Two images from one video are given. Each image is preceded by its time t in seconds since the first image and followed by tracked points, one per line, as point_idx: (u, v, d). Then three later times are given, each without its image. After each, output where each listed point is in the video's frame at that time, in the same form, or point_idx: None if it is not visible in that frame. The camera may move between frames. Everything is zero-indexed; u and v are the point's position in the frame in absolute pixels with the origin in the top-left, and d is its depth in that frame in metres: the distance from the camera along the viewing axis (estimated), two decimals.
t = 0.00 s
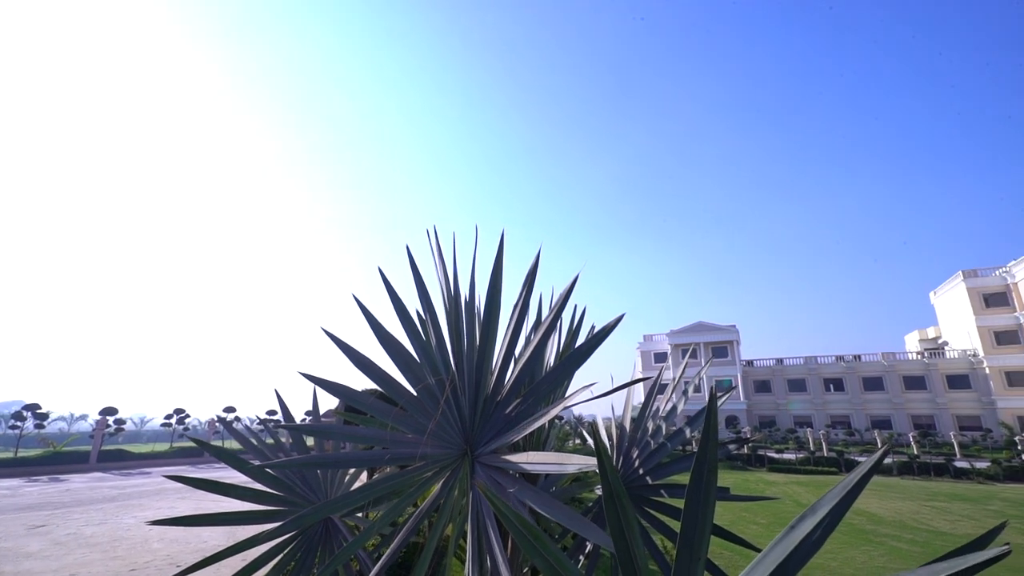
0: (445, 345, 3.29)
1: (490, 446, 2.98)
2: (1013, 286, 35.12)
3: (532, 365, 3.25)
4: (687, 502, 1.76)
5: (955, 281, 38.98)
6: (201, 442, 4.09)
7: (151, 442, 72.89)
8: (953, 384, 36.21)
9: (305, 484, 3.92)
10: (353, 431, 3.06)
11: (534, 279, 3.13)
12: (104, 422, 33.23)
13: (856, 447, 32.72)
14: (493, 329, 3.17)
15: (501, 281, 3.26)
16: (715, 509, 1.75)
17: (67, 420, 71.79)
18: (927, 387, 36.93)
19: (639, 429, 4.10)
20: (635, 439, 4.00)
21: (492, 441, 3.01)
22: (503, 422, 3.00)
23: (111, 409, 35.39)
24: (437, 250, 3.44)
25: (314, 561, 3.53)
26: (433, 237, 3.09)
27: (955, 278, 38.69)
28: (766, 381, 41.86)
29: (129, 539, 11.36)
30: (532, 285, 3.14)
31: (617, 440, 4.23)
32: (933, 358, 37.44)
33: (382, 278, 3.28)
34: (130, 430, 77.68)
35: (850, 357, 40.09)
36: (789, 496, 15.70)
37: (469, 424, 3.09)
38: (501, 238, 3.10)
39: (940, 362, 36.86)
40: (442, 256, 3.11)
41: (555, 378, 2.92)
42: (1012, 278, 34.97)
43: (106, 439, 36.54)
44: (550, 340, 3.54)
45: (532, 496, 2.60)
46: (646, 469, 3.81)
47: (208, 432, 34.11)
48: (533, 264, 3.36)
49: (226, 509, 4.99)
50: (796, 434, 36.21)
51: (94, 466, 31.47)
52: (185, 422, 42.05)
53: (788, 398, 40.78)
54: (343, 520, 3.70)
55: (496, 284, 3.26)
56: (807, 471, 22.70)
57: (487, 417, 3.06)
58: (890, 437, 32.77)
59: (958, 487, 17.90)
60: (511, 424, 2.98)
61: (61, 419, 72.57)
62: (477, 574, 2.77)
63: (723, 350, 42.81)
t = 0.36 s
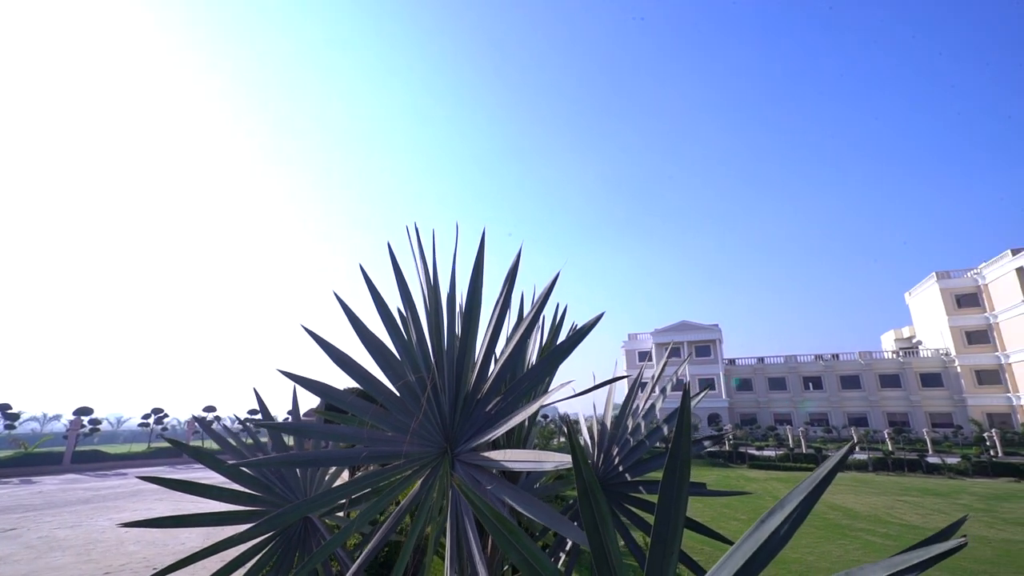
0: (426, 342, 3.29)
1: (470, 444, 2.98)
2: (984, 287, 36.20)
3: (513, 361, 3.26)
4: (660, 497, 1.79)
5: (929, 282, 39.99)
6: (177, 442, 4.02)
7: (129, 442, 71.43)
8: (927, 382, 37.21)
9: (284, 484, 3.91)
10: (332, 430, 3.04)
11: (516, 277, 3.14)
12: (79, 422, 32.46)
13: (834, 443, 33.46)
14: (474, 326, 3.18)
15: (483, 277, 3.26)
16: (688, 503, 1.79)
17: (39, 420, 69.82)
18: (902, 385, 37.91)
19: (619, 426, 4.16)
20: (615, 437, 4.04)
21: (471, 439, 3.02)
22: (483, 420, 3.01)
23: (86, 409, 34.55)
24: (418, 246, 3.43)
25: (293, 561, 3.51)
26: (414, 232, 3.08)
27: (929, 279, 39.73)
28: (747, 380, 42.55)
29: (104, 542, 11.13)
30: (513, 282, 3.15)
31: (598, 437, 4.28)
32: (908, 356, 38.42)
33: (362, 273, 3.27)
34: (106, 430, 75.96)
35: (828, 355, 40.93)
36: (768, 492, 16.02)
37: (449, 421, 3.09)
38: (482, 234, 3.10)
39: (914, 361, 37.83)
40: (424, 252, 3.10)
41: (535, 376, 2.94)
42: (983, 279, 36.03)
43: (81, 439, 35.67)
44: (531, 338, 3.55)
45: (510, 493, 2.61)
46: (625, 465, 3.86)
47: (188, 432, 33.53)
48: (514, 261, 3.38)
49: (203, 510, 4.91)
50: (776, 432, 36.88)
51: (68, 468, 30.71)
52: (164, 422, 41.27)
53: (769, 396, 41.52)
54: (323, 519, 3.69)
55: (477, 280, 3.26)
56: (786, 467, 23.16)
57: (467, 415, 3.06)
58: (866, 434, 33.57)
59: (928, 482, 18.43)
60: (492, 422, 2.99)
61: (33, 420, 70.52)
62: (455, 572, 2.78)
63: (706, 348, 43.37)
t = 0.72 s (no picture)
0: (408, 339, 3.28)
1: (449, 442, 2.99)
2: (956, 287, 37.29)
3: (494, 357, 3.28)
4: (633, 493, 1.82)
5: (904, 282, 40.99)
6: (151, 442, 3.95)
7: (104, 442, 69.79)
8: (901, 379, 38.19)
9: (262, 484, 3.87)
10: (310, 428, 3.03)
11: (496, 274, 3.15)
12: (52, 421, 31.62)
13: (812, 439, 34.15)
14: (455, 322, 3.20)
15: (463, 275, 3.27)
16: (660, 498, 1.82)
17: (9, 419, 67.80)
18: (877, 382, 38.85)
19: (601, 423, 4.20)
20: (596, 433, 4.07)
21: (451, 436, 3.02)
22: (463, 418, 3.02)
23: (58, 408, 33.62)
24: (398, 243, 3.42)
25: (270, 561, 3.48)
26: (395, 230, 3.06)
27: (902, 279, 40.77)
28: (729, 377, 43.18)
29: (77, 544, 10.87)
30: (494, 280, 3.16)
31: (579, 433, 4.32)
32: (883, 354, 39.36)
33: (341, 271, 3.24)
34: (80, 430, 74.16)
35: (807, 353, 41.72)
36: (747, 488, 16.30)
37: (429, 420, 3.08)
38: (463, 232, 3.10)
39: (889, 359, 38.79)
40: (404, 249, 3.08)
41: (515, 374, 2.95)
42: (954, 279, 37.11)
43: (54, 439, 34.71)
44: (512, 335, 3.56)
45: (489, 490, 2.63)
46: (606, 462, 3.89)
47: (166, 431, 32.85)
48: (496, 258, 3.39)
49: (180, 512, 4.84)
50: (756, 428, 37.51)
51: (39, 469, 29.89)
52: (142, 421, 40.45)
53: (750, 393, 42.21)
54: (301, 519, 3.66)
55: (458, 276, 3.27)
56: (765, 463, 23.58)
57: (447, 413, 3.07)
58: (843, 430, 34.35)
59: (901, 476, 18.95)
60: (472, 419, 3.00)
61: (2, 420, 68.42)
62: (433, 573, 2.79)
63: (689, 346, 43.90)
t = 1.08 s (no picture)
0: (386, 334, 3.27)
1: (426, 438, 2.99)
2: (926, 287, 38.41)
3: (473, 352, 3.28)
4: (606, 488, 1.86)
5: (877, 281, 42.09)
6: (121, 440, 3.86)
7: (76, 442, 67.94)
8: (873, 376, 39.29)
9: (237, 481, 3.83)
10: (286, 424, 3.00)
11: (475, 270, 3.15)
12: (19, 420, 30.65)
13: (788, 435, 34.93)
14: (433, 318, 3.19)
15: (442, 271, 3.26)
16: (631, 492, 1.87)
17: None
18: (851, 379, 39.89)
19: (580, 420, 4.22)
20: (576, 429, 4.09)
21: (428, 433, 3.02)
22: (442, 414, 3.02)
23: (26, 406, 32.63)
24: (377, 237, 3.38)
25: (244, 560, 3.43)
26: (373, 227, 3.04)
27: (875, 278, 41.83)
28: (709, 374, 43.87)
29: (45, 546, 10.56)
30: (472, 276, 3.17)
31: (558, 429, 4.34)
32: (857, 352, 40.40)
33: (320, 265, 3.21)
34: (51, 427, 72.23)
35: (784, 350, 42.60)
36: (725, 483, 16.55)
37: (407, 416, 3.07)
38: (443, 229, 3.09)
39: (863, 356, 39.85)
40: (383, 244, 3.06)
41: (493, 371, 2.97)
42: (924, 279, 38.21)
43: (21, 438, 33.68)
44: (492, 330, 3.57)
45: (466, 486, 2.64)
46: (584, 458, 3.91)
47: (139, 430, 32.06)
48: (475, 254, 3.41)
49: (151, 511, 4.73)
50: (735, 424, 38.20)
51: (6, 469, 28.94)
52: (114, 419, 39.49)
53: (729, 390, 42.95)
54: (277, 517, 3.63)
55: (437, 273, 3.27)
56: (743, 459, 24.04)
57: (425, 410, 3.05)
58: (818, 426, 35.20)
59: (871, 470, 19.54)
60: (449, 416, 3.01)
61: None
62: (409, 570, 2.78)
63: (670, 344, 44.43)
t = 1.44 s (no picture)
0: (360, 332, 3.24)
1: (400, 437, 2.98)
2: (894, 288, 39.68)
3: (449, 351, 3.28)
4: (575, 486, 1.88)
5: (848, 282, 43.24)
6: (86, 440, 3.75)
7: (39, 442, 65.54)
8: (844, 374, 40.42)
9: (207, 482, 3.77)
10: (259, 423, 2.95)
11: (452, 269, 3.15)
12: None
13: (763, 433, 35.68)
14: (409, 316, 3.19)
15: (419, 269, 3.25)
16: (601, 490, 1.89)
17: None
18: (823, 377, 40.97)
19: (557, 418, 4.25)
20: (552, 428, 4.12)
21: (403, 432, 3.01)
22: (416, 413, 3.02)
23: None
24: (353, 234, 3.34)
25: (214, 561, 3.38)
26: (349, 224, 3.01)
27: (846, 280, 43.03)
28: (687, 373, 44.53)
29: (3, 550, 10.16)
30: (449, 275, 3.16)
31: (535, 427, 4.36)
32: (829, 352, 41.49)
33: (295, 262, 3.17)
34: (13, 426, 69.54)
35: (760, 350, 43.47)
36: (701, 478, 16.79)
37: (382, 415, 3.05)
38: (419, 226, 3.07)
39: (834, 356, 40.95)
40: (358, 241, 3.03)
41: (468, 371, 2.98)
42: (893, 282, 39.47)
43: None
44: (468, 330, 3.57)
45: (439, 485, 2.64)
46: (561, 457, 3.94)
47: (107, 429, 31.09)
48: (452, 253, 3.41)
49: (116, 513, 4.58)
50: (711, 422, 38.88)
51: None
52: (81, 418, 38.32)
53: (706, 388, 43.68)
54: (248, 517, 3.58)
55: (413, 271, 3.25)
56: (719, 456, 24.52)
57: (400, 409, 3.04)
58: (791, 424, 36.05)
59: (841, 467, 20.11)
60: (425, 414, 3.02)
61: None
62: (382, 570, 2.76)
63: (650, 343, 44.97)
